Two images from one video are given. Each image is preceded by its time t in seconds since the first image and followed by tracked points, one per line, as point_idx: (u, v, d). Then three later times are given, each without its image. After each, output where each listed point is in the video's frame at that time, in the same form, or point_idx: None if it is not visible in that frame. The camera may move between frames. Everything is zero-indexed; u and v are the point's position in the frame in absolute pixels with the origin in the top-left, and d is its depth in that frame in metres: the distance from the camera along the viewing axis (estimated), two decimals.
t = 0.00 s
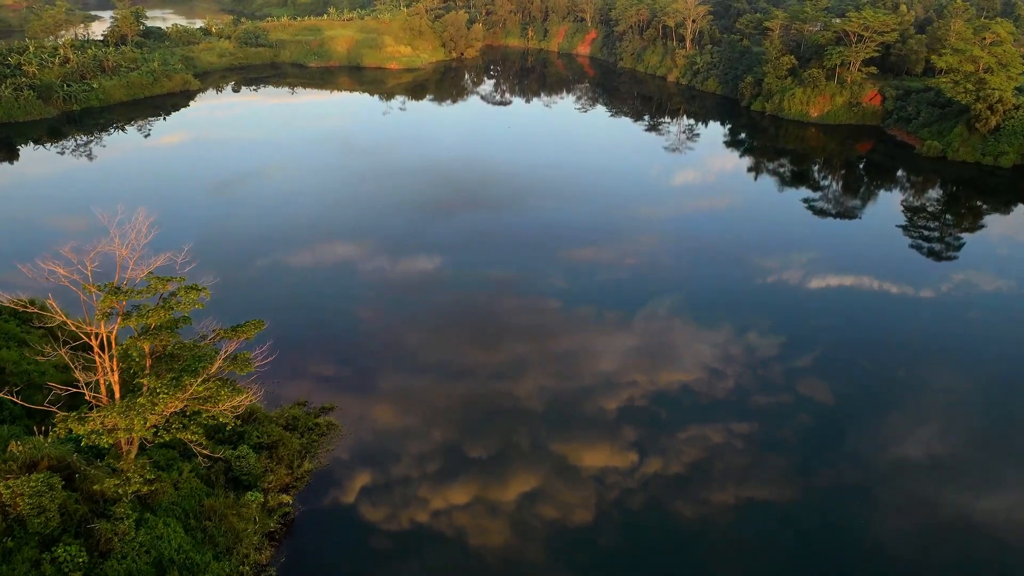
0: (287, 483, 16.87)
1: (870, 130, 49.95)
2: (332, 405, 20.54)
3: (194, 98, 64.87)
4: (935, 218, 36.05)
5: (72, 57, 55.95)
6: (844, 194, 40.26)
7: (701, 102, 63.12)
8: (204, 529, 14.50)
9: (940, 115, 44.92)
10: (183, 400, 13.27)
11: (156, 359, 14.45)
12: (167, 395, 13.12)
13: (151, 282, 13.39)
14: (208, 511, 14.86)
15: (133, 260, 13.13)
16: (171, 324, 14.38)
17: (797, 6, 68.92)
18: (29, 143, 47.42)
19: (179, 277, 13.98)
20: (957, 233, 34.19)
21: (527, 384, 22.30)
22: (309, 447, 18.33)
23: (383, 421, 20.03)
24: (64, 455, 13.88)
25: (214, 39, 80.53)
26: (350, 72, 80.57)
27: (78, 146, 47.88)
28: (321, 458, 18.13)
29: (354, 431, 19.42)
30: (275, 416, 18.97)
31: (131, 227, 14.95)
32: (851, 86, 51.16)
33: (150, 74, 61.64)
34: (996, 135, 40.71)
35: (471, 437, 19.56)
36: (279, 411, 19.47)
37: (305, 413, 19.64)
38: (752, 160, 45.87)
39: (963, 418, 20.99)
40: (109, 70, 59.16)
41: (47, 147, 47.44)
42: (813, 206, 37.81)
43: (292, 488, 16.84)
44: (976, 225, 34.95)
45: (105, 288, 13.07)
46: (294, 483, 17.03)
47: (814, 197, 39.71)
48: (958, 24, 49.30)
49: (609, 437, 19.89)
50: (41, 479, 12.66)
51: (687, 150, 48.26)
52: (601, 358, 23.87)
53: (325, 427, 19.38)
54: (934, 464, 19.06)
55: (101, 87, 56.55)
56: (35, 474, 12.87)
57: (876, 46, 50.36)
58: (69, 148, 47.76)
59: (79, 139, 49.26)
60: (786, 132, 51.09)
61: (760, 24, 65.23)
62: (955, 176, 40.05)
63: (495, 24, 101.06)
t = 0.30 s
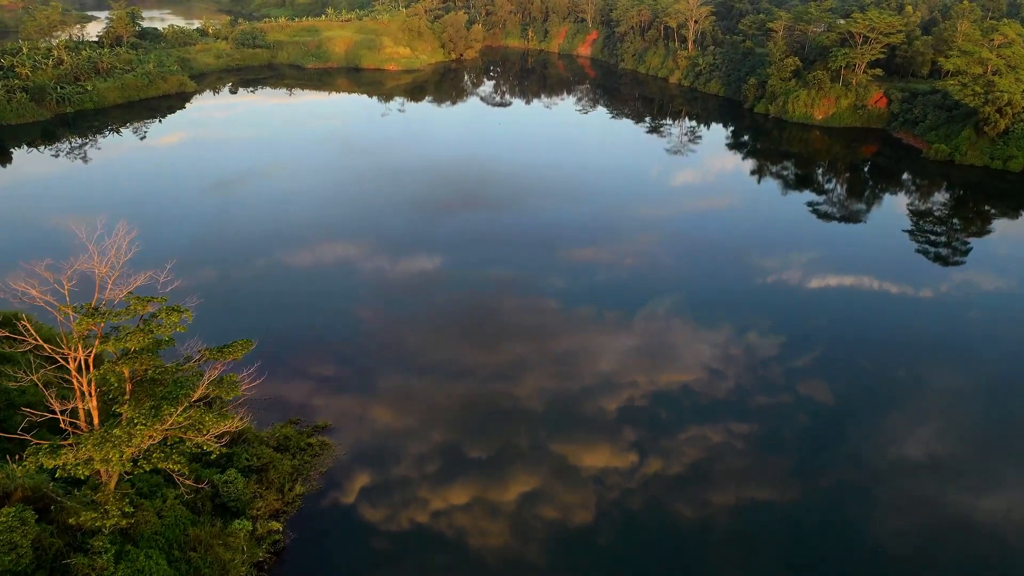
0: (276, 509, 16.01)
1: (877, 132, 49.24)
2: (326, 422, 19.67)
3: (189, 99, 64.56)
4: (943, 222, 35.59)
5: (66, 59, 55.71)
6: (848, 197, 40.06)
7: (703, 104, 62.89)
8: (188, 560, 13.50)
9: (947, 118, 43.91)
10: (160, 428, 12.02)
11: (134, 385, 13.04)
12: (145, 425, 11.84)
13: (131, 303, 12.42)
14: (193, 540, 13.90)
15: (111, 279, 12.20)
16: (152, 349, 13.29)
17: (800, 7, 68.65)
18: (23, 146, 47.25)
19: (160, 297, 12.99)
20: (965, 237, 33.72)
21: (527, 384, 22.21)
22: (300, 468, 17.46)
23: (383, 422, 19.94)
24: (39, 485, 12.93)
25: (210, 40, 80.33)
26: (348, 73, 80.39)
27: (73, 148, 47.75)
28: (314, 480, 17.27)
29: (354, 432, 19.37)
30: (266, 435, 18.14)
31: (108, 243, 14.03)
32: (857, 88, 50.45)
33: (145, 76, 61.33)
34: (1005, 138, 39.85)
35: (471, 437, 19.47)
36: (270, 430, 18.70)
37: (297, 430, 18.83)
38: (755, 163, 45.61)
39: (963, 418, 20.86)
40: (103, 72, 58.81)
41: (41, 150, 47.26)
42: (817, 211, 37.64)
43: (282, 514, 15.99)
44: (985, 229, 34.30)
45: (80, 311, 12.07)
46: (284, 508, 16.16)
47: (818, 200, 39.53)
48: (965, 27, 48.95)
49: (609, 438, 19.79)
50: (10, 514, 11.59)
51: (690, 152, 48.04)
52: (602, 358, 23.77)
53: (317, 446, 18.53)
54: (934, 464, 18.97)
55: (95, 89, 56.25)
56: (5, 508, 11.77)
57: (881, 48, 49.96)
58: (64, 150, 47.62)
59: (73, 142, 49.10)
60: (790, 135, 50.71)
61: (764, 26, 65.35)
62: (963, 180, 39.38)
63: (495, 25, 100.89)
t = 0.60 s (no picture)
0: (266, 537, 15.23)
1: (882, 135, 48.69)
2: (320, 442, 18.77)
3: (185, 101, 64.32)
4: (950, 226, 35.45)
5: (60, 60, 55.52)
6: (853, 201, 39.93)
7: (705, 106, 62.73)
8: None
9: (955, 121, 43.94)
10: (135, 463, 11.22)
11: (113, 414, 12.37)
12: (120, 460, 11.02)
13: (108, 327, 11.79)
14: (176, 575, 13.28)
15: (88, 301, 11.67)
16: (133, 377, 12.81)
17: (802, 8, 68.47)
18: (17, 149, 47.20)
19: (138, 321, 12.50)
20: (972, 242, 33.64)
21: (527, 385, 22.17)
22: (291, 492, 16.60)
23: (383, 422, 19.93)
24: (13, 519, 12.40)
25: (207, 42, 80.29)
26: (346, 75, 80.34)
27: (67, 151, 47.76)
28: (305, 505, 16.39)
29: (355, 432, 19.36)
30: (256, 457, 17.34)
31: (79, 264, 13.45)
32: (862, 90, 50.27)
33: (140, 77, 61.06)
34: (1013, 141, 39.74)
35: (471, 437, 19.44)
36: (260, 450, 17.93)
37: (290, 451, 17.99)
38: (758, 166, 45.51)
39: (963, 418, 20.84)
40: (98, 74, 58.54)
41: (36, 152, 47.19)
42: (822, 214, 37.54)
43: (273, 542, 15.18)
44: (993, 233, 34.17)
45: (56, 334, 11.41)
46: (274, 535, 15.35)
47: (823, 203, 39.43)
48: (972, 28, 48.70)
49: (609, 438, 19.76)
50: None
51: (692, 153, 47.86)
52: (602, 359, 23.73)
53: (310, 468, 17.64)
54: (934, 464, 18.95)
55: (89, 91, 55.98)
56: None
57: (887, 50, 49.53)
58: (58, 153, 47.60)
59: (68, 145, 49.05)
60: (794, 138, 50.37)
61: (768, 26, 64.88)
62: (971, 183, 39.30)
63: (495, 26, 100.78)
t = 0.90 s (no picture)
0: (254, 567, 14.38)
1: (888, 138, 48.54)
2: (313, 463, 17.90)
3: (181, 103, 64.15)
4: (958, 231, 35.40)
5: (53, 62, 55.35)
6: (858, 204, 39.95)
7: (708, 107, 62.62)
8: None
9: (963, 123, 43.39)
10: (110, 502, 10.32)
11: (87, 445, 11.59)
12: (92, 500, 10.12)
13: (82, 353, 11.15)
14: None
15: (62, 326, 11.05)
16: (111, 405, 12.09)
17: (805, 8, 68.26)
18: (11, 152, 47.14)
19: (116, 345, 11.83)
20: (980, 247, 33.57)
21: (527, 385, 22.13)
22: (280, 518, 15.73)
23: (384, 422, 19.91)
24: None
25: (203, 43, 80.25)
26: (344, 76, 80.34)
27: (61, 154, 47.81)
28: (296, 532, 15.55)
29: (354, 433, 19.33)
30: (245, 481, 16.45)
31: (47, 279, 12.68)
32: (868, 92, 49.98)
33: (135, 79, 60.83)
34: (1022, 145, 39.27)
35: (471, 437, 19.42)
36: (251, 471, 17.18)
37: (279, 474, 17.09)
38: (762, 169, 45.46)
39: (964, 418, 20.79)
40: (92, 76, 58.34)
41: (31, 155, 47.19)
42: (827, 218, 37.46)
43: (260, 573, 14.35)
44: (1001, 239, 34.21)
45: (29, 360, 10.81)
46: (262, 565, 14.52)
47: (828, 206, 39.37)
48: (979, 29, 48.40)
49: (609, 438, 19.72)
50: None
51: (694, 156, 47.80)
52: (602, 358, 23.71)
53: (301, 493, 16.75)
54: (934, 464, 18.92)
55: (83, 93, 55.79)
56: None
57: (894, 51, 49.29)
58: (52, 156, 47.64)
59: (62, 147, 49.03)
60: (799, 140, 50.21)
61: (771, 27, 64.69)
62: (979, 186, 39.08)
63: (495, 27, 100.70)
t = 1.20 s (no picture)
0: None
1: (894, 141, 48.38)
2: (303, 488, 16.85)
3: (177, 104, 64.04)
4: (966, 236, 35.28)
5: (47, 63, 55.20)
6: (863, 208, 39.90)
7: (711, 109, 62.45)
8: None
9: (971, 127, 43.15)
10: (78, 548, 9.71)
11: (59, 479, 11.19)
12: (58, 547, 9.48)
13: (54, 384, 10.71)
14: None
15: (32, 355, 10.75)
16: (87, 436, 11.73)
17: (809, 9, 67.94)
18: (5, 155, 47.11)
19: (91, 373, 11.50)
20: (988, 253, 33.39)
21: (527, 385, 22.05)
22: (269, 547, 14.80)
23: (383, 422, 19.84)
24: None
25: (200, 44, 80.16)
26: (343, 77, 80.24)
27: (56, 156, 47.77)
28: (287, 562, 14.67)
29: (354, 432, 19.27)
30: (233, 507, 15.50)
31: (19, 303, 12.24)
32: (874, 94, 49.71)
33: (130, 81, 60.71)
34: None
35: (471, 438, 19.34)
36: (239, 495, 16.23)
37: (269, 498, 16.14)
38: (766, 173, 45.38)
39: (964, 418, 20.71)
40: (86, 78, 58.19)
41: (25, 158, 47.20)
42: (832, 222, 37.42)
43: None
44: (1010, 243, 34.06)
45: None
46: None
47: (833, 210, 39.32)
48: (988, 30, 48.04)
49: (610, 439, 19.64)
50: None
51: (695, 158, 47.75)
52: (603, 359, 23.62)
53: (292, 519, 15.76)
54: (934, 464, 18.86)
55: (78, 95, 55.70)
56: None
57: (900, 53, 49.01)
58: (47, 158, 47.62)
59: (57, 150, 48.99)
60: (803, 143, 50.10)
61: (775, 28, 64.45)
62: (987, 191, 38.94)
63: (495, 27, 100.54)
